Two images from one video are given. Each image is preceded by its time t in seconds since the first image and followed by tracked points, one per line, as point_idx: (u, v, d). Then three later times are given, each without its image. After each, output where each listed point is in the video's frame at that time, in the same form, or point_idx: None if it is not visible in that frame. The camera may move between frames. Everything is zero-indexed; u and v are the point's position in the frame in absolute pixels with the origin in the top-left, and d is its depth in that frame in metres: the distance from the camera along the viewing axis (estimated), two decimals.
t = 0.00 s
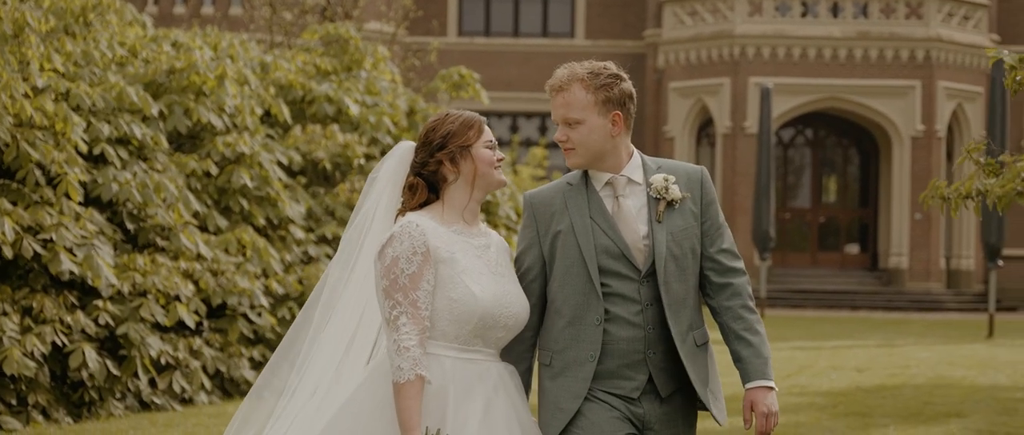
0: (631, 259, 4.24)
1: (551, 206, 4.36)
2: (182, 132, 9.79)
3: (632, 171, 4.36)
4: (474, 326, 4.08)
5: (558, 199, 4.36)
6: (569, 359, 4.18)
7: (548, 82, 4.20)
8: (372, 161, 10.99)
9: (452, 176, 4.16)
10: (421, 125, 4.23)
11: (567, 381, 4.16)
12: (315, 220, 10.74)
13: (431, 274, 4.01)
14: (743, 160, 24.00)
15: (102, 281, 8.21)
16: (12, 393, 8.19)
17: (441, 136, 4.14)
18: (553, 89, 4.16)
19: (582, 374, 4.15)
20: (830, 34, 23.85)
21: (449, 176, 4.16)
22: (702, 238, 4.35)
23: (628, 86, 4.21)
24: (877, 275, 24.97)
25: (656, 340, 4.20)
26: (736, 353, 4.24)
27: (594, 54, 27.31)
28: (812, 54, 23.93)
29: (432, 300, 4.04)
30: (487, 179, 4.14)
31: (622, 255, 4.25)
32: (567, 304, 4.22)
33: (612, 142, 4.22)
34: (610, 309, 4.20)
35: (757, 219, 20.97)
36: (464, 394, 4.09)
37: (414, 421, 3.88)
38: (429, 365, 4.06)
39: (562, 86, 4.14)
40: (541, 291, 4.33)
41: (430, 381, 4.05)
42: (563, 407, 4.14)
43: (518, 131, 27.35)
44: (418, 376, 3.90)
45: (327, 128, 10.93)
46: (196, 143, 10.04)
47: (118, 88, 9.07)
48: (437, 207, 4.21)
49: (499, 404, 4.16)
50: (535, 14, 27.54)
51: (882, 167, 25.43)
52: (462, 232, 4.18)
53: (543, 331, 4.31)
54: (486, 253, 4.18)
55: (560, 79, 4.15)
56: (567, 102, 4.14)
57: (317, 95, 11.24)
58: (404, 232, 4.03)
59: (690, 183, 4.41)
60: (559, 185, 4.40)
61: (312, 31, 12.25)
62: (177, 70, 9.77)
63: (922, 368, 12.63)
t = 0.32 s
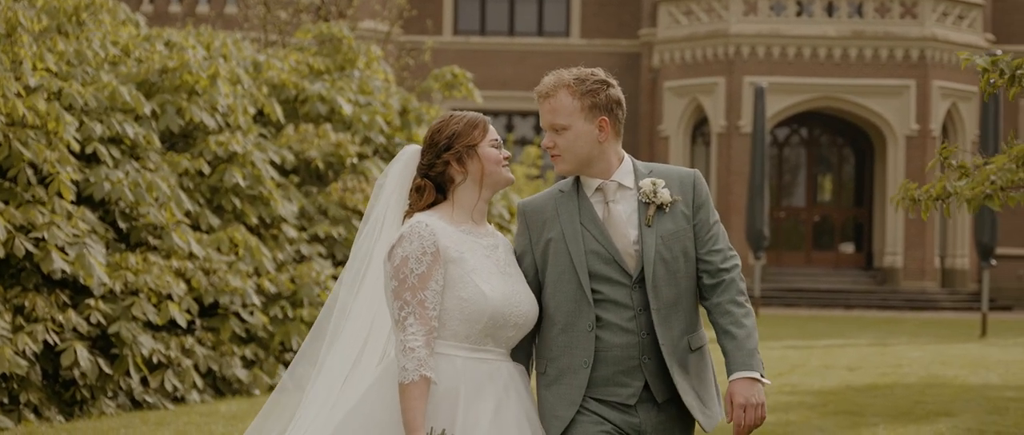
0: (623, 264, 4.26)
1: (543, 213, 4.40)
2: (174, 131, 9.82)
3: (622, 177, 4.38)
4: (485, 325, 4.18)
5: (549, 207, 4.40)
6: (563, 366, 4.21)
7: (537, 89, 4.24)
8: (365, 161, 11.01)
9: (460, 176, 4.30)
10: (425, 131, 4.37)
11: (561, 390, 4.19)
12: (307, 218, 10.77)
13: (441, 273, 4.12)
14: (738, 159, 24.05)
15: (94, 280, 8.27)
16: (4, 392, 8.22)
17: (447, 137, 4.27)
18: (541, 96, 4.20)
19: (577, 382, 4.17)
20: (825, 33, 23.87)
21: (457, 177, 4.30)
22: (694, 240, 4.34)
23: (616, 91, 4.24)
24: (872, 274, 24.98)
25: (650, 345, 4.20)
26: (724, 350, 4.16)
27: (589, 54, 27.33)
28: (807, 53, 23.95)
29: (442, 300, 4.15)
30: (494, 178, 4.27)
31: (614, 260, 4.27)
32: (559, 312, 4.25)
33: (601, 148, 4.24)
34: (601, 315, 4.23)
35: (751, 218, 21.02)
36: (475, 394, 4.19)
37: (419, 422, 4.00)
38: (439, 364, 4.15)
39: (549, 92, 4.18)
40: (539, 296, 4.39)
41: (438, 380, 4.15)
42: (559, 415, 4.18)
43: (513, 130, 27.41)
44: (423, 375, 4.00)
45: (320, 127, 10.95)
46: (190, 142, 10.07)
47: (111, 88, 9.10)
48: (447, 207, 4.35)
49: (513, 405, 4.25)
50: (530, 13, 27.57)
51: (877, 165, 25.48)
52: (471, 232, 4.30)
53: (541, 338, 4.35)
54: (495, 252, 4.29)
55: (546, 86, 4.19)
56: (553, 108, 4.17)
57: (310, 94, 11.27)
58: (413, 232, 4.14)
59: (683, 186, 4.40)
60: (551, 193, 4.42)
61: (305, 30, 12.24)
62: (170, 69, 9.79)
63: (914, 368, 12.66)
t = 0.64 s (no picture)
0: (613, 271, 4.27)
1: (536, 223, 4.43)
2: (165, 135, 9.84)
3: (614, 183, 4.36)
4: (487, 324, 4.22)
5: (543, 215, 4.41)
6: (554, 375, 4.23)
7: (530, 95, 4.25)
8: (356, 165, 11.05)
9: (460, 176, 4.34)
10: (424, 131, 4.40)
11: (551, 399, 4.22)
12: (299, 223, 10.79)
13: (443, 272, 4.16)
14: (731, 162, 24.06)
15: (85, 284, 8.31)
16: None
17: (445, 138, 4.30)
18: (532, 102, 4.22)
19: (567, 391, 4.19)
20: (819, 36, 23.88)
21: (456, 177, 4.34)
22: (685, 245, 4.30)
23: (607, 98, 4.24)
24: (866, 277, 25.01)
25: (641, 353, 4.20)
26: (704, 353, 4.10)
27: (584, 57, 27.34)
28: (801, 56, 23.96)
29: (445, 298, 4.19)
30: (494, 178, 4.31)
31: (604, 267, 4.28)
32: (551, 320, 4.27)
33: (590, 155, 4.24)
34: (591, 323, 4.24)
35: (743, 222, 21.04)
36: (478, 393, 4.24)
37: (421, 420, 4.03)
38: (441, 363, 4.20)
39: (540, 98, 4.20)
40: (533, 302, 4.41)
41: (440, 379, 4.19)
42: (550, 425, 4.21)
43: (508, 133, 27.43)
44: (425, 374, 4.04)
45: (311, 131, 10.98)
46: (182, 146, 10.08)
47: (102, 92, 9.11)
48: (448, 206, 4.38)
49: (515, 406, 4.30)
50: (524, 16, 27.60)
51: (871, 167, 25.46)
52: (472, 231, 4.35)
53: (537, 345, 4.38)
54: (496, 252, 4.33)
55: (537, 92, 4.21)
56: (542, 114, 4.19)
57: (301, 98, 11.30)
58: (416, 231, 4.18)
59: (675, 192, 4.37)
60: (546, 201, 4.44)
61: (297, 33, 12.28)
62: (161, 73, 9.82)
63: (906, 370, 12.70)
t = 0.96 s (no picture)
0: (593, 276, 4.28)
1: (520, 230, 4.45)
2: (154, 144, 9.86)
3: (594, 188, 4.36)
4: (481, 333, 4.26)
5: (528, 221, 4.43)
6: (536, 381, 4.25)
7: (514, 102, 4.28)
8: (345, 173, 11.08)
9: (452, 183, 4.36)
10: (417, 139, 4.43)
11: (535, 406, 4.24)
12: (288, 231, 10.82)
13: (437, 280, 4.20)
14: (723, 169, 24.14)
15: (72, 293, 8.33)
16: None
17: (439, 145, 4.33)
18: (513, 108, 4.25)
19: (548, 398, 4.22)
20: (810, 43, 23.90)
21: (449, 183, 4.36)
22: (666, 248, 4.30)
23: (589, 104, 4.25)
24: (858, 284, 24.99)
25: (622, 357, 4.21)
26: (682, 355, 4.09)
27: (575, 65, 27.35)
28: (792, 64, 23.99)
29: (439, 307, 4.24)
30: (488, 184, 4.34)
31: (585, 272, 4.29)
32: (532, 326, 4.29)
33: (570, 161, 4.25)
34: (571, 328, 4.25)
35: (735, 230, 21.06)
36: (471, 401, 4.28)
37: (416, 426, 4.09)
38: (435, 370, 4.25)
39: (521, 104, 4.22)
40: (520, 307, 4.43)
41: (434, 387, 4.24)
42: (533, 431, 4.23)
43: (499, 141, 27.46)
44: (418, 382, 4.10)
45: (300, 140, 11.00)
46: (170, 155, 10.10)
47: (90, 101, 9.13)
48: (441, 214, 4.41)
49: (508, 416, 4.33)
50: (515, 24, 27.64)
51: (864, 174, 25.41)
52: (465, 238, 4.38)
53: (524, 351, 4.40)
54: (490, 260, 4.37)
55: (519, 98, 4.23)
56: (522, 119, 4.21)
57: (290, 106, 11.32)
58: (411, 239, 4.23)
59: (656, 195, 4.38)
60: (531, 209, 4.45)
61: (286, 42, 12.30)
62: (150, 82, 9.84)
63: (895, 377, 12.72)
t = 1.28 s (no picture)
0: (569, 280, 4.29)
1: (503, 235, 4.47)
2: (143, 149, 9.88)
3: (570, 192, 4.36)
4: (472, 339, 4.28)
5: (510, 228, 4.45)
6: (516, 387, 4.28)
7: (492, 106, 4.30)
8: (334, 178, 11.10)
9: (442, 188, 4.40)
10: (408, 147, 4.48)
11: (517, 411, 4.27)
12: (277, 236, 10.81)
13: (429, 287, 4.22)
14: (715, 174, 24.12)
15: (60, 298, 8.32)
16: None
17: (428, 153, 4.38)
18: (491, 113, 4.27)
19: (525, 402, 4.25)
20: (802, 48, 23.92)
21: (439, 189, 4.40)
22: (643, 251, 4.29)
23: (565, 107, 4.26)
24: (850, 289, 25.02)
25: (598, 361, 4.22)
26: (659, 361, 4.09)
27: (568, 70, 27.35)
28: (785, 69, 24.01)
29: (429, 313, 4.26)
30: (477, 189, 4.37)
31: (561, 277, 4.30)
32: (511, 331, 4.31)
33: (547, 164, 4.27)
34: (547, 332, 4.27)
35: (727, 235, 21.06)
36: (461, 406, 4.30)
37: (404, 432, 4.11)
38: (425, 377, 4.27)
39: (499, 109, 4.24)
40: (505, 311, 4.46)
41: (425, 393, 4.26)
42: None
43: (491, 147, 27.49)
44: (408, 388, 4.12)
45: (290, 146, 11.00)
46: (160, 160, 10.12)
47: (78, 106, 9.13)
48: (431, 220, 4.43)
49: (495, 421, 4.36)
50: (508, 30, 27.67)
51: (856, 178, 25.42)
52: (457, 245, 4.40)
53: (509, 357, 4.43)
54: (479, 267, 4.40)
55: (496, 103, 4.25)
56: (499, 123, 4.23)
57: (280, 111, 11.32)
58: (404, 245, 4.24)
59: (632, 199, 4.38)
60: (513, 215, 4.47)
61: (277, 48, 12.32)
62: (138, 87, 9.85)
63: (885, 382, 12.72)
